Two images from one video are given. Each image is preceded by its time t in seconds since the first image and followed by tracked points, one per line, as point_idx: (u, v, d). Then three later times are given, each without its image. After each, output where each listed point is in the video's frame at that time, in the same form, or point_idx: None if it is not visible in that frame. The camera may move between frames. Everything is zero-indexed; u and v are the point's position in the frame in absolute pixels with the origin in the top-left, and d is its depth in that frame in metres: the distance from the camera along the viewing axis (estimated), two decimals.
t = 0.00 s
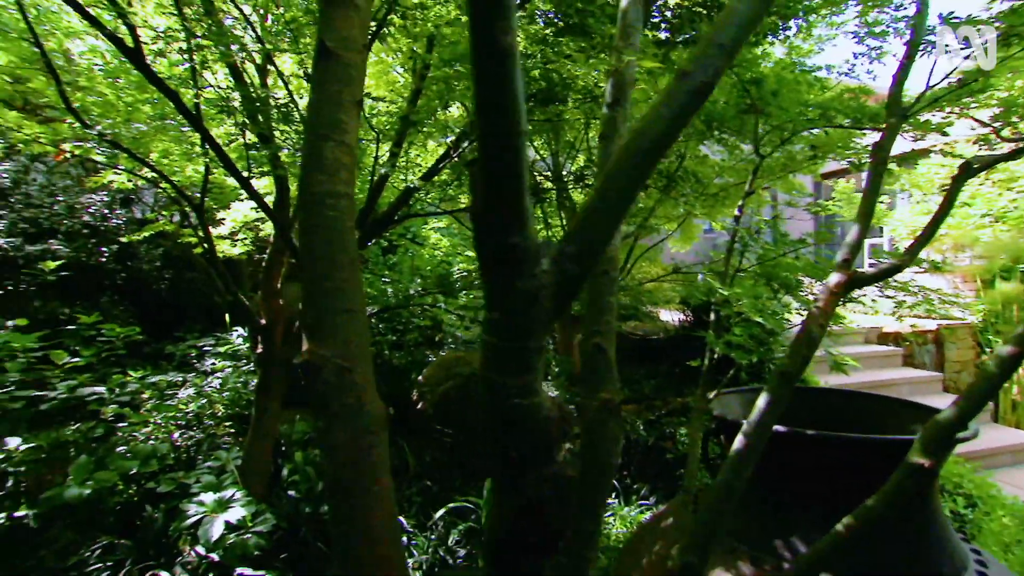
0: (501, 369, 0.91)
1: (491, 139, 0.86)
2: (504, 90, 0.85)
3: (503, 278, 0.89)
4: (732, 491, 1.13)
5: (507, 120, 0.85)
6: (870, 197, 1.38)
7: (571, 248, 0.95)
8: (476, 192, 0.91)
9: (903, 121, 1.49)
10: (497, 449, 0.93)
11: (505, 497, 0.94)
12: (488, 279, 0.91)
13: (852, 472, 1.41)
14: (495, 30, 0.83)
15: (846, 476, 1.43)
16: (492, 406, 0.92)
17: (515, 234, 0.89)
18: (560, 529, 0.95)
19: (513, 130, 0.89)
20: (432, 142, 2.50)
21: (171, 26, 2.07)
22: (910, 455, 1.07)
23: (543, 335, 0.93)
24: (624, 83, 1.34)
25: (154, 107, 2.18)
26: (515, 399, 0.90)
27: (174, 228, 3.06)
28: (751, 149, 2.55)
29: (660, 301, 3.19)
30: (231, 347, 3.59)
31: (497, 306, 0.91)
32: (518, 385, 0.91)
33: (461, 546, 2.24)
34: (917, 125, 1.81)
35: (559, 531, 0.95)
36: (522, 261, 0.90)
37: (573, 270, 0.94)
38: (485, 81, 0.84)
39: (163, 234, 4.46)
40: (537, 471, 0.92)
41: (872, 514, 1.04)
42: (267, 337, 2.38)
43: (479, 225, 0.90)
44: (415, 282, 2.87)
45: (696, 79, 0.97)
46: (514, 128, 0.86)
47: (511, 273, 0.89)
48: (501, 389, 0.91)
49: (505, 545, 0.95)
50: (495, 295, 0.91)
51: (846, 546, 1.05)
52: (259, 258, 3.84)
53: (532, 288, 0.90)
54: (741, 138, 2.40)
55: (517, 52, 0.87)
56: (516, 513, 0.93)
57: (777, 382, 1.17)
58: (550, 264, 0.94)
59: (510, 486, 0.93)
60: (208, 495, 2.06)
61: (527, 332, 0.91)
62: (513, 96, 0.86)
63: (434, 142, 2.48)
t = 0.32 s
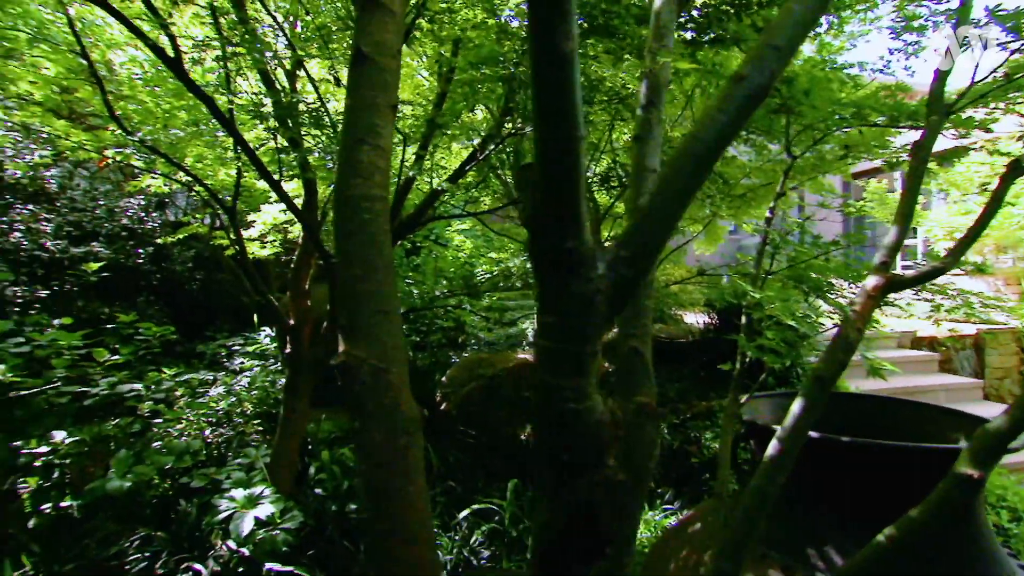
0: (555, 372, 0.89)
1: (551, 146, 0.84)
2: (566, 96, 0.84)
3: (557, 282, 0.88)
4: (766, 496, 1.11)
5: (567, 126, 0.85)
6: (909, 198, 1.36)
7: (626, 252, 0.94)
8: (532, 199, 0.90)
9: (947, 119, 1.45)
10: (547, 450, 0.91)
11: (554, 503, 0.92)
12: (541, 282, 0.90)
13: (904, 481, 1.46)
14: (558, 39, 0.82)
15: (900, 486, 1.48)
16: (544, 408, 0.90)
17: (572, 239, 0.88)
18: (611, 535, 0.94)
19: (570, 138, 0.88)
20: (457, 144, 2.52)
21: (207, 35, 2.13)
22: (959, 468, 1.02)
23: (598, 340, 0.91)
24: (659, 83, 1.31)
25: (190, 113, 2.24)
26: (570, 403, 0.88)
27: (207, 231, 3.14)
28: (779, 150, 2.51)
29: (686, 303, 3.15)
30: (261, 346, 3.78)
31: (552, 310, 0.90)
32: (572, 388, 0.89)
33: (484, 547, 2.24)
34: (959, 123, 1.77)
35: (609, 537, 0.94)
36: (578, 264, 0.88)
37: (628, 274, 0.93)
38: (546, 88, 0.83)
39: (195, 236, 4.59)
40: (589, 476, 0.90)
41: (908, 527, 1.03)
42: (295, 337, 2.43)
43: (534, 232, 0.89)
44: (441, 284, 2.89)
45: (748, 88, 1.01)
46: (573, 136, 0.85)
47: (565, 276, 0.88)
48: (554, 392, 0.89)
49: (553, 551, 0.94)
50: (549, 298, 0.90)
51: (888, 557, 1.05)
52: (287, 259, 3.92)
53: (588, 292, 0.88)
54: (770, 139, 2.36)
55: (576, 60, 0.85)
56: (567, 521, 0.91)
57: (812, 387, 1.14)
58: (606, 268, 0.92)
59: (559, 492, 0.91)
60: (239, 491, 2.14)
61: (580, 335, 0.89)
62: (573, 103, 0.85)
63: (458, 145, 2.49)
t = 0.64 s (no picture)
0: (608, 378, 0.90)
1: (608, 148, 0.85)
2: (622, 98, 0.84)
3: (611, 288, 0.90)
4: (799, 504, 1.08)
5: (622, 126, 0.85)
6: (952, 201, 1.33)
7: (680, 260, 0.95)
8: (587, 205, 0.91)
9: (990, 117, 1.41)
10: (599, 455, 0.93)
11: (604, 508, 0.93)
12: (597, 285, 0.91)
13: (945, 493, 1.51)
14: (616, 40, 0.82)
15: (942, 497, 1.53)
16: (593, 412, 0.91)
17: (626, 244, 0.89)
18: (662, 539, 0.94)
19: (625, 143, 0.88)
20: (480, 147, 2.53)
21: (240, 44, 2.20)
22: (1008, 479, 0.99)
23: (650, 345, 0.92)
24: (693, 86, 1.29)
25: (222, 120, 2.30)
26: (622, 408, 0.89)
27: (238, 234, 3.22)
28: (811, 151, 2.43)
29: (711, 306, 3.11)
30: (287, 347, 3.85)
31: (605, 316, 0.91)
32: (624, 393, 0.89)
33: (508, 549, 2.24)
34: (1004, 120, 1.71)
35: (659, 543, 0.94)
36: (633, 271, 0.90)
37: (683, 282, 0.94)
38: (601, 91, 0.84)
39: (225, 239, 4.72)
40: (642, 480, 0.91)
41: (954, 540, 1.00)
42: (321, 339, 2.48)
43: (588, 236, 0.90)
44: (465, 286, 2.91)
45: (803, 91, 0.99)
46: (631, 140, 0.86)
47: (620, 284, 0.89)
48: (606, 396, 0.90)
49: (604, 559, 0.94)
50: (603, 302, 0.90)
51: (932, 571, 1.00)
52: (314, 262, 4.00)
53: (642, 298, 0.90)
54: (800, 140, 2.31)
55: (633, 62, 0.85)
56: (620, 526, 0.92)
57: (848, 392, 1.12)
58: (660, 275, 0.94)
59: (610, 496, 0.92)
60: (267, 489, 2.17)
61: (631, 340, 0.89)
62: (628, 104, 0.85)
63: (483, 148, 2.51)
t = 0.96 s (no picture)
0: (654, 387, 0.90)
1: (659, 153, 0.85)
2: (672, 105, 0.83)
3: (659, 297, 0.89)
4: (833, 513, 1.06)
5: (672, 131, 0.84)
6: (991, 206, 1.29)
7: (728, 268, 0.97)
8: (635, 212, 0.91)
9: None
10: (641, 465, 0.92)
11: (647, 518, 0.93)
12: (642, 291, 0.91)
13: (970, 502, 1.52)
14: (667, 47, 0.81)
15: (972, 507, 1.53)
16: (638, 421, 0.91)
17: (674, 253, 0.89)
18: (703, 548, 0.93)
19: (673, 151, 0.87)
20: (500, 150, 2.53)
21: (269, 52, 2.25)
22: None
23: (697, 352, 0.92)
24: (724, 88, 1.28)
25: (250, 125, 2.34)
26: (667, 416, 0.89)
27: (264, 238, 3.29)
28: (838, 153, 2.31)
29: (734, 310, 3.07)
30: (309, 349, 3.92)
31: (652, 325, 0.90)
32: (668, 401, 0.89)
33: (528, 553, 2.23)
34: None
35: (700, 552, 0.93)
36: (680, 278, 0.89)
37: (731, 289, 0.97)
38: (651, 96, 0.83)
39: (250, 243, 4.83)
40: (687, 488, 0.90)
41: (1001, 555, 0.96)
42: (344, 341, 2.52)
43: (635, 244, 0.90)
44: (486, 290, 2.93)
45: (855, 96, 0.98)
46: (678, 150, 0.85)
47: (669, 292, 0.89)
48: (652, 406, 0.89)
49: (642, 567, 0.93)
50: (649, 312, 0.91)
51: None
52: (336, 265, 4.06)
53: (690, 305, 0.90)
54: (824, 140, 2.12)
55: (683, 69, 0.84)
56: (664, 535, 0.91)
57: (880, 399, 1.09)
58: (708, 283, 0.97)
59: (652, 505, 0.92)
60: (291, 489, 2.19)
61: (680, 348, 0.89)
62: (678, 110, 0.84)
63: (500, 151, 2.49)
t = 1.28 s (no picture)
0: (698, 393, 0.89)
1: (705, 158, 0.82)
2: (722, 110, 0.80)
3: (706, 304, 0.88)
4: (867, 522, 1.03)
5: (721, 136, 0.82)
6: None
7: (773, 273, 0.97)
8: (680, 218, 0.90)
9: None
10: (684, 472, 0.91)
11: (690, 525, 0.91)
12: (686, 297, 0.89)
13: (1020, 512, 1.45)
14: (719, 49, 0.77)
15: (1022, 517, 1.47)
16: (683, 429, 0.90)
17: (721, 260, 0.87)
18: (747, 556, 0.91)
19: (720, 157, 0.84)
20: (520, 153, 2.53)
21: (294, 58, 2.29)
22: None
23: (741, 358, 0.92)
24: (752, 89, 1.25)
25: (275, 131, 2.38)
26: (713, 424, 0.88)
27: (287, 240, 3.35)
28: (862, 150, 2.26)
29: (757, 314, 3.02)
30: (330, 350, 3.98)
31: (697, 332, 0.89)
32: (715, 408, 0.89)
33: (547, 557, 2.20)
34: None
35: (743, 559, 0.91)
36: (726, 285, 0.87)
37: (776, 295, 0.96)
38: (701, 99, 0.80)
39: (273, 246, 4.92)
40: (732, 495, 0.89)
41: None
42: (366, 343, 2.54)
43: (681, 251, 0.88)
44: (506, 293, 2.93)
45: (904, 100, 1.02)
46: (727, 156, 0.82)
47: (715, 298, 0.88)
48: (698, 413, 0.89)
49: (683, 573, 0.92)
50: (694, 319, 0.89)
51: None
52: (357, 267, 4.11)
53: (739, 312, 0.90)
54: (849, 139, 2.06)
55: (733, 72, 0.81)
56: (709, 542, 0.89)
57: (916, 407, 1.07)
58: (754, 289, 0.95)
59: (696, 513, 0.90)
60: (314, 488, 2.20)
61: (728, 356, 0.89)
62: (727, 113, 0.81)
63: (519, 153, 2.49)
